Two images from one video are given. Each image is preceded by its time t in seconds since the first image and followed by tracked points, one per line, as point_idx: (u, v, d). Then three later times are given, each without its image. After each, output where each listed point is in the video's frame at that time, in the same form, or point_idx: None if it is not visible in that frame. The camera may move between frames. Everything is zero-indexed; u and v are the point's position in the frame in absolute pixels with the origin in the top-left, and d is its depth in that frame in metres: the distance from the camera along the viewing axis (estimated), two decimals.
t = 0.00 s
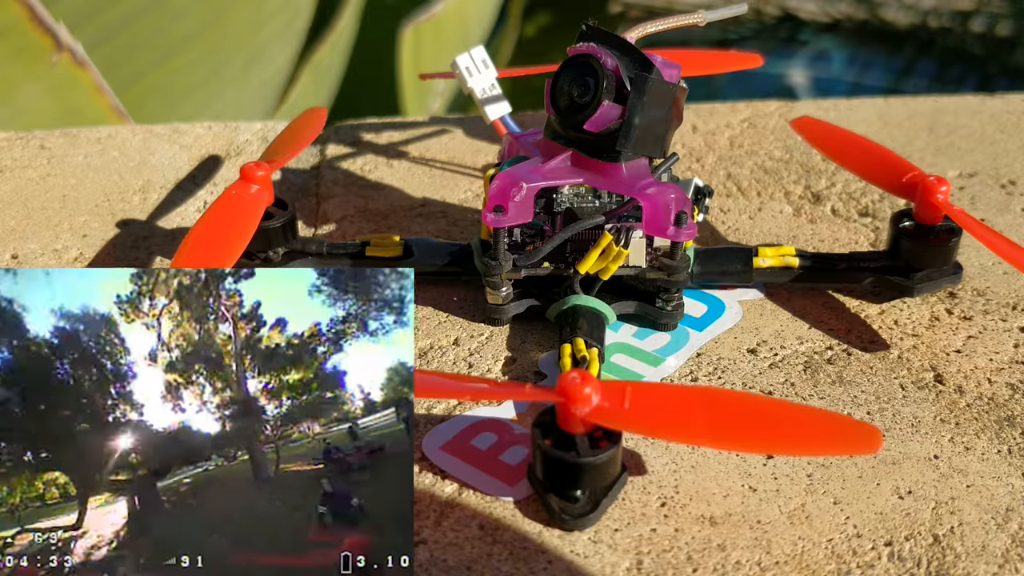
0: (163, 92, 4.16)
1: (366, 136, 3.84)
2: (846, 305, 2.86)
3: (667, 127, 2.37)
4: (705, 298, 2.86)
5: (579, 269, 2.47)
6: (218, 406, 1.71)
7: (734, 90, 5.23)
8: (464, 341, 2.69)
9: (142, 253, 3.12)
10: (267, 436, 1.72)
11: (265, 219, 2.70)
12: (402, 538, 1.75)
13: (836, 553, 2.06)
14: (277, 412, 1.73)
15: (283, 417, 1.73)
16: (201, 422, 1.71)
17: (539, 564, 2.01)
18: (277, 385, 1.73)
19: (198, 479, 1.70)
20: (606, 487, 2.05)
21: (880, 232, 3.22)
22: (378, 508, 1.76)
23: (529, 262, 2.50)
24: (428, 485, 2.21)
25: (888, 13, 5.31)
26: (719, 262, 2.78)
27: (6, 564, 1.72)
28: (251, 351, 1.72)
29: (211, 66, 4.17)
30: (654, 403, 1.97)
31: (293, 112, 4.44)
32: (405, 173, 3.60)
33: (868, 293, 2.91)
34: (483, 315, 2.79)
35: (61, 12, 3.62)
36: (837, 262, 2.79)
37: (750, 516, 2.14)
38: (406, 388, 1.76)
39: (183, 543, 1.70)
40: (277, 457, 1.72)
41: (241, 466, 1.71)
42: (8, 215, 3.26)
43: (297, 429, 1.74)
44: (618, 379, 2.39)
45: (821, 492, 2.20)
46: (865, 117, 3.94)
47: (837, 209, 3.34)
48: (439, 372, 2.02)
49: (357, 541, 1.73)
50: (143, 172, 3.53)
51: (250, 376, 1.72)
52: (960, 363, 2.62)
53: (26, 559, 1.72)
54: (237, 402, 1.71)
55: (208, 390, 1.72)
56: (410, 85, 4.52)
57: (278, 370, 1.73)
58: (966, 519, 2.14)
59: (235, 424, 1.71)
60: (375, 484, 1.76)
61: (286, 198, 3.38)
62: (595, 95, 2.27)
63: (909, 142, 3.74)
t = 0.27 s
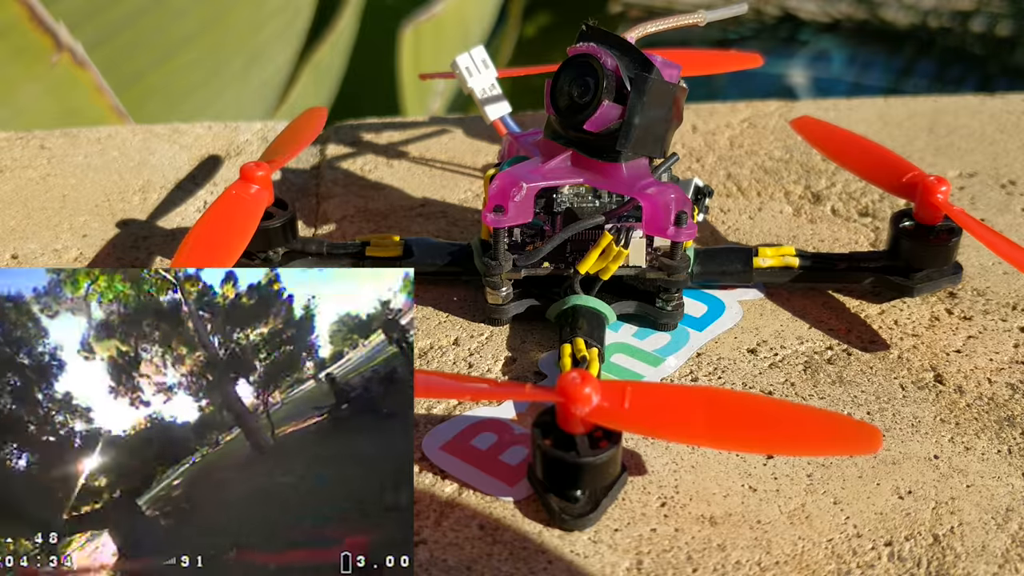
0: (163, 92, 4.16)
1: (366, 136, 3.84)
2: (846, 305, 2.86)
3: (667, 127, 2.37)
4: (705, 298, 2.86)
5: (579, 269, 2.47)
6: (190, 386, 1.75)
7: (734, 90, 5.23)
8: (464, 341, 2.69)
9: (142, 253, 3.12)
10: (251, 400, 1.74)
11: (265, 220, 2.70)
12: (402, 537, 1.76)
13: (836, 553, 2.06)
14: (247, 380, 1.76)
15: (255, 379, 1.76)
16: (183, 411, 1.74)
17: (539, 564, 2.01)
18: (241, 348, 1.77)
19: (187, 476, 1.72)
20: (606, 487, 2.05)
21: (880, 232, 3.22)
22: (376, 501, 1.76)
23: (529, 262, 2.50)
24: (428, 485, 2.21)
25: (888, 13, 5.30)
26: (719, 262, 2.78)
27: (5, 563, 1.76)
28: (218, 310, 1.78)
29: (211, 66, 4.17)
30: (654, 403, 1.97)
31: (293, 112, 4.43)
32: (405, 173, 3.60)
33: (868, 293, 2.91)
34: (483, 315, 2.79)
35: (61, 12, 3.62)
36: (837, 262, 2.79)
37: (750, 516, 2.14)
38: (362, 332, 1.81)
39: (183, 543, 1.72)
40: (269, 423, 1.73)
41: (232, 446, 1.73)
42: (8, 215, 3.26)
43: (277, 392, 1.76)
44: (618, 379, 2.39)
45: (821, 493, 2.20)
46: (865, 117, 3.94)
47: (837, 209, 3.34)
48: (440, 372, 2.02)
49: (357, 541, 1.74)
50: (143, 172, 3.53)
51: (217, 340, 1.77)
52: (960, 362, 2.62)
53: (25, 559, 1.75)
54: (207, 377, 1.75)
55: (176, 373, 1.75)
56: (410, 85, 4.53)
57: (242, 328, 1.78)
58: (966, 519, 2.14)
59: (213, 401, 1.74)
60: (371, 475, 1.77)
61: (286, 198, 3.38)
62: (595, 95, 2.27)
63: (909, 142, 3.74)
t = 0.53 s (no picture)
0: (163, 92, 4.16)
1: (366, 136, 3.84)
2: (846, 305, 2.86)
3: (667, 127, 2.37)
4: (705, 298, 2.86)
5: (579, 269, 2.47)
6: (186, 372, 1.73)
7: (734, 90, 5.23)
8: (464, 341, 2.69)
9: (142, 253, 3.12)
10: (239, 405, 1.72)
11: (265, 220, 2.70)
12: (402, 538, 1.76)
13: (836, 553, 2.06)
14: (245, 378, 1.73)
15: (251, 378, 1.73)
16: (172, 380, 1.73)
17: (539, 564, 2.01)
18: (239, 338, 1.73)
19: (158, 461, 1.73)
20: (606, 487, 2.05)
21: (880, 232, 3.22)
22: (365, 502, 1.76)
23: (529, 262, 2.50)
24: (428, 485, 2.21)
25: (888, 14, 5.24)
26: (719, 262, 2.78)
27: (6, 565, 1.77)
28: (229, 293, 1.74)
29: (211, 65, 4.17)
30: (654, 403, 1.97)
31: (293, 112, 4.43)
32: (405, 173, 3.60)
33: (868, 293, 2.91)
34: (483, 315, 2.79)
35: (61, 12, 3.63)
36: (837, 262, 2.79)
37: (750, 516, 2.14)
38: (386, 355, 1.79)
39: (180, 544, 1.74)
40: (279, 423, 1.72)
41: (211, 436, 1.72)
42: (8, 215, 3.26)
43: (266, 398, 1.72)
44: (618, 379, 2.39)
45: (821, 492, 2.20)
46: (865, 117, 3.94)
47: (837, 209, 3.34)
48: (440, 372, 2.02)
49: (356, 541, 1.74)
50: (143, 172, 3.53)
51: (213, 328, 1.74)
52: (960, 362, 2.62)
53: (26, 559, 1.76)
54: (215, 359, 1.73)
55: (181, 333, 1.72)
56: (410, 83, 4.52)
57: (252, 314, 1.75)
58: (966, 519, 2.14)
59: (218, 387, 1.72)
60: (362, 473, 1.76)
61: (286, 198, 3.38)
62: (595, 95, 2.27)
63: (909, 143, 3.74)
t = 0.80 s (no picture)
0: (163, 91, 4.15)
1: (366, 136, 3.85)
2: (846, 305, 2.86)
3: (667, 126, 2.37)
4: (705, 298, 2.85)
5: (579, 269, 2.47)
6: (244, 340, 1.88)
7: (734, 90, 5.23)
8: (464, 341, 2.69)
9: (142, 253, 3.12)
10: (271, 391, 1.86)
11: (265, 220, 2.70)
12: (401, 539, 1.80)
13: (836, 553, 2.06)
14: (281, 372, 1.87)
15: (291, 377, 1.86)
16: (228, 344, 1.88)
17: (539, 564, 2.01)
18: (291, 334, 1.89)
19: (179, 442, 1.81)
20: (606, 487, 2.05)
21: (880, 232, 3.22)
22: (360, 509, 1.79)
23: (529, 262, 2.50)
24: (429, 486, 2.21)
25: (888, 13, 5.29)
26: (719, 262, 2.78)
27: (5, 563, 1.80)
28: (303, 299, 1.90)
29: (211, 65, 4.17)
30: (654, 403, 1.97)
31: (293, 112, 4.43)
32: (405, 173, 3.60)
33: (868, 293, 2.91)
34: (483, 315, 2.79)
35: (61, 13, 3.63)
36: (837, 262, 2.79)
37: (750, 516, 2.14)
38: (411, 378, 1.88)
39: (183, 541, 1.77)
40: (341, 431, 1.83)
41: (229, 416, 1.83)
42: (8, 215, 3.26)
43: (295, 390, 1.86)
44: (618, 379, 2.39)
45: (821, 493, 2.20)
46: (865, 117, 3.94)
47: (837, 209, 3.34)
48: (440, 372, 2.02)
49: (356, 541, 1.77)
50: (144, 172, 3.53)
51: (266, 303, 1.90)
52: (960, 363, 2.62)
53: (25, 560, 1.79)
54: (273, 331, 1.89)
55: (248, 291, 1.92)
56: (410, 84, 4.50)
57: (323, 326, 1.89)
58: (966, 519, 2.14)
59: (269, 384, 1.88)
60: (361, 484, 1.81)
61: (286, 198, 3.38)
62: (595, 95, 2.27)
63: (909, 143, 3.74)
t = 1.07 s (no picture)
0: (163, 91, 4.15)
1: (366, 136, 3.85)
2: (846, 305, 2.86)
3: (667, 126, 2.36)
4: (706, 298, 2.85)
5: (579, 269, 2.47)
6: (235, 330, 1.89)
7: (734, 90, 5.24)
8: (464, 341, 2.69)
9: (142, 253, 3.12)
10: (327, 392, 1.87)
11: (265, 219, 2.70)
12: (403, 540, 1.78)
13: (836, 553, 2.06)
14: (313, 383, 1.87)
15: (359, 375, 1.87)
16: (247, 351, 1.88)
17: (539, 564, 2.01)
18: (364, 332, 1.90)
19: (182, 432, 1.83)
20: (606, 487, 2.05)
21: (880, 232, 3.22)
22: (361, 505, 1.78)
23: (529, 262, 2.50)
24: (429, 485, 2.21)
25: (888, 13, 5.28)
26: (719, 262, 2.78)
27: (6, 563, 1.79)
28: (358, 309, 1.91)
29: (211, 65, 4.17)
30: (654, 404, 1.96)
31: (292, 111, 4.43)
32: (405, 173, 3.60)
33: (868, 293, 2.91)
34: (483, 315, 2.79)
35: (61, 12, 3.63)
36: (837, 262, 2.79)
37: (750, 516, 2.14)
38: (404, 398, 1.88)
39: (187, 541, 1.74)
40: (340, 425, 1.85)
41: (271, 418, 1.84)
42: (8, 215, 3.26)
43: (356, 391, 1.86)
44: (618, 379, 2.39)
45: (821, 492, 2.20)
46: (865, 117, 3.94)
47: (837, 209, 3.34)
48: (440, 372, 2.02)
49: (356, 541, 1.76)
50: (144, 172, 3.53)
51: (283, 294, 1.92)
52: (960, 363, 2.62)
53: (25, 560, 1.76)
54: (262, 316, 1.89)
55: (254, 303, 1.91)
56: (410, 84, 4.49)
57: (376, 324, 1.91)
58: (966, 519, 2.14)
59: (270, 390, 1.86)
60: (371, 485, 1.79)
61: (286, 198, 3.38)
62: (595, 95, 2.27)
63: (909, 143, 3.74)
